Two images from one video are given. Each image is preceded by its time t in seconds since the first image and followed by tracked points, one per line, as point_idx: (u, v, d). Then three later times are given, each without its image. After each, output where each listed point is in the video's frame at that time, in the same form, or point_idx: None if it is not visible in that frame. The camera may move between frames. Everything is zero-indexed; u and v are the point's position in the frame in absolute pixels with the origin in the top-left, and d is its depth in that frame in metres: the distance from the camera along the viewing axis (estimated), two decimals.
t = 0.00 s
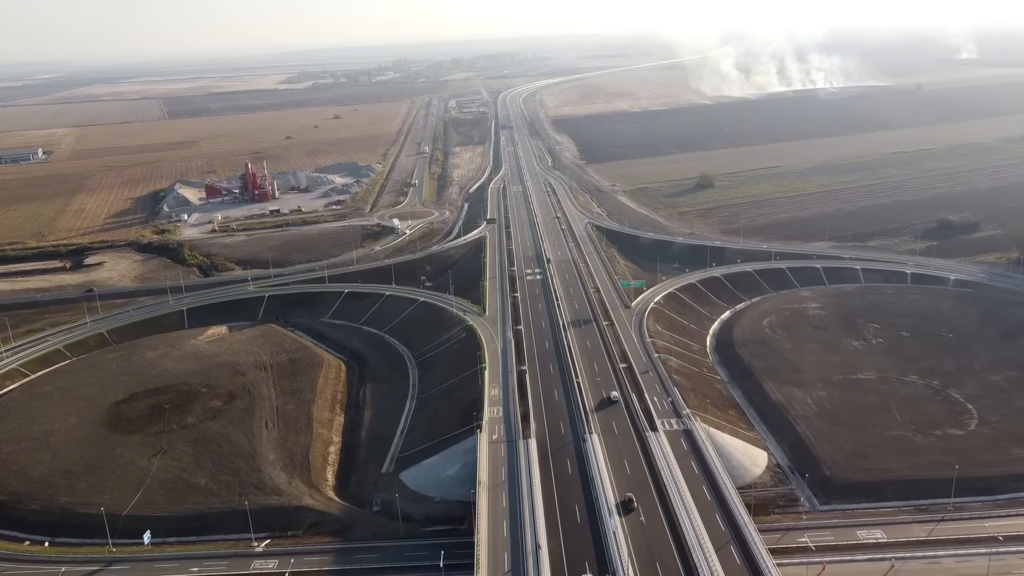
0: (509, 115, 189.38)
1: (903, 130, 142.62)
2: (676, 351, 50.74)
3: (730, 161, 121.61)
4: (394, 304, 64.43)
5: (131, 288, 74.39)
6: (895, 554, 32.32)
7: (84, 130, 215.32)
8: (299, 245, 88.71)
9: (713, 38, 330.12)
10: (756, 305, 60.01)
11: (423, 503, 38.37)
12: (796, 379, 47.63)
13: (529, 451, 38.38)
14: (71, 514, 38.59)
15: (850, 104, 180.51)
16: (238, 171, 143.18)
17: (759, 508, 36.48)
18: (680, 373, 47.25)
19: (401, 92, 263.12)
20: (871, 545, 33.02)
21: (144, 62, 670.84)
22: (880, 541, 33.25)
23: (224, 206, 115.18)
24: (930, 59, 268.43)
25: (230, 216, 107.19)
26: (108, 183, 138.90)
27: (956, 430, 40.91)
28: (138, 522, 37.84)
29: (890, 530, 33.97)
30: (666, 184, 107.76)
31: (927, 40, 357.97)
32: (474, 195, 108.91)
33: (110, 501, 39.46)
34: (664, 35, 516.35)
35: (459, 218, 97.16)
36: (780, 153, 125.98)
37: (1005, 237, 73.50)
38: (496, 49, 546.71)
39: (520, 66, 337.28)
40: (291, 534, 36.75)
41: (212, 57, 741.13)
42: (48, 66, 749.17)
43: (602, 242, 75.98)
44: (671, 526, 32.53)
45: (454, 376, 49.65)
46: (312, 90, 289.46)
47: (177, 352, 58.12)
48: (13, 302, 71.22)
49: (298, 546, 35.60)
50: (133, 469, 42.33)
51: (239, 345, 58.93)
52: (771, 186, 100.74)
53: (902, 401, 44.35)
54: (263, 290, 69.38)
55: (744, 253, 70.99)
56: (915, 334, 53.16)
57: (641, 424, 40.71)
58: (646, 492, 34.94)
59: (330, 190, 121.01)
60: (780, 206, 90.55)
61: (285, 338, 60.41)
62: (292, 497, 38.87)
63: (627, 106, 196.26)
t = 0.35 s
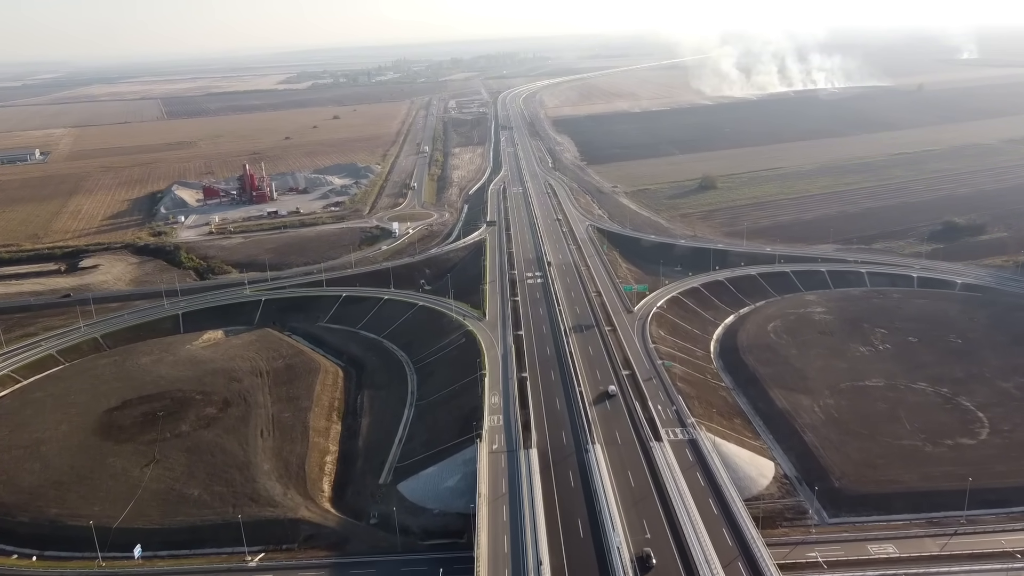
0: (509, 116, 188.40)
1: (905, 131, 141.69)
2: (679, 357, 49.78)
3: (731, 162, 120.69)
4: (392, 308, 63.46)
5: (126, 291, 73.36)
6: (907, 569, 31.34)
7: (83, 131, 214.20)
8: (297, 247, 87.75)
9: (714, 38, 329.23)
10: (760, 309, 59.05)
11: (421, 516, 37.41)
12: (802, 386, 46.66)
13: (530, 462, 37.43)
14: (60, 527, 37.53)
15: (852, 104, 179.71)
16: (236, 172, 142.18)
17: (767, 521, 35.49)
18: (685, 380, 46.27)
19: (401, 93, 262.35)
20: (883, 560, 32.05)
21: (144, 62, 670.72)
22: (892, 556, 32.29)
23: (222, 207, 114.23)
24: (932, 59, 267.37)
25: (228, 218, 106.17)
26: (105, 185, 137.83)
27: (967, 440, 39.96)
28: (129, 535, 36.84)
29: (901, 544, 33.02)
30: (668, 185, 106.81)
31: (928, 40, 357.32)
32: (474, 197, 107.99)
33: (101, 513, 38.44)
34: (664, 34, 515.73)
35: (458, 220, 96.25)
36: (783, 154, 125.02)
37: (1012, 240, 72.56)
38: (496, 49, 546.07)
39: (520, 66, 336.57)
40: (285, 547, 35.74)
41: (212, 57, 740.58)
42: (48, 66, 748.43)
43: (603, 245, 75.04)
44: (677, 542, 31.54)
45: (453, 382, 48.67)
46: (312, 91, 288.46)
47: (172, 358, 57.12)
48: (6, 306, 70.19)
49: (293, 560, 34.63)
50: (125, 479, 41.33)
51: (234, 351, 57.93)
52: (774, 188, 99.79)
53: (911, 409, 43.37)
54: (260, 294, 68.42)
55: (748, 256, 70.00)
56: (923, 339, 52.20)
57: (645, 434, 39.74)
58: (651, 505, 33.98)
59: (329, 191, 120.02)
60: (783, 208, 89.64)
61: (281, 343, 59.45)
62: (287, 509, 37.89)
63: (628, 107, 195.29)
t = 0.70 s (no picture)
0: (509, 116, 187.37)
1: (907, 131, 140.70)
2: (683, 363, 48.74)
3: (733, 163, 119.71)
4: (391, 312, 62.45)
5: (121, 295, 72.33)
6: None
7: (80, 131, 213.10)
8: (295, 250, 86.71)
9: (714, 38, 328.30)
10: (765, 314, 58.03)
11: (420, 529, 36.40)
12: (810, 394, 45.63)
13: (531, 473, 36.44)
14: (48, 541, 36.44)
15: (854, 104, 178.65)
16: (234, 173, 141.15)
17: (775, 535, 34.46)
18: (689, 388, 45.26)
19: (400, 93, 261.36)
20: None
21: (144, 62, 670.24)
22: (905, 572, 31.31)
23: (219, 209, 113.15)
24: (933, 59, 266.38)
25: (225, 220, 105.15)
26: (102, 186, 136.75)
27: (980, 450, 38.96)
28: (119, 549, 35.79)
29: (915, 560, 32.03)
30: (669, 186, 105.80)
31: (928, 40, 356.65)
32: (473, 198, 107.05)
33: (90, 526, 37.39)
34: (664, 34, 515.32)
35: (458, 221, 95.29)
36: (785, 155, 124.04)
37: (1018, 242, 71.58)
38: (497, 49, 545.54)
39: (520, 66, 335.64)
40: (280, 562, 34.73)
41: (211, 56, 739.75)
42: (49, 65, 747.44)
43: (604, 248, 74.06)
44: (683, 559, 30.55)
45: (452, 389, 47.66)
46: (311, 91, 287.38)
47: (167, 363, 56.11)
48: None
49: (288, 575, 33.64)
50: (116, 490, 40.29)
51: (230, 356, 56.92)
52: (776, 189, 98.80)
53: (921, 418, 42.35)
54: (256, 297, 67.39)
55: (751, 260, 68.98)
56: (932, 345, 51.20)
57: (649, 444, 38.74)
58: (656, 520, 32.97)
59: (327, 192, 118.99)
60: (787, 210, 88.65)
61: (278, 348, 58.45)
62: (281, 522, 36.88)
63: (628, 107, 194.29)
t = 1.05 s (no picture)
0: (509, 117, 186.29)
1: (910, 132, 139.62)
2: (688, 370, 47.75)
3: (735, 163, 118.73)
4: (389, 317, 61.49)
5: (116, 299, 71.40)
6: None
7: (79, 131, 212.19)
8: (293, 252, 85.71)
9: (715, 37, 327.25)
10: (770, 319, 57.05)
11: (418, 542, 35.44)
12: (817, 402, 44.66)
13: (533, 486, 35.51)
14: (35, 555, 35.41)
15: (857, 105, 177.55)
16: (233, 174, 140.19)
17: (784, 549, 33.50)
18: (694, 396, 44.29)
19: (400, 93, 260.29)
20: None
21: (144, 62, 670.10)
22: None
23: (217, 211, 112.15)
24: (934, 59, 265.28)
25: (222, 222, 104.16)
26: (99, 187, 135.79)
27: (992, 460, 38.01)
28: (108, 563, 34.80)
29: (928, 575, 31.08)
30: (671, 188, 104.79)
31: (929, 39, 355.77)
32: (473, 200, 106.07)
33: (80, 539, 36.39)
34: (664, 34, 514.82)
35: (458, 223, 94.31)
36: (787, 156, 123.00)
37: None
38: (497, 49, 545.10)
39: (521, 66, 334.62)
40: None
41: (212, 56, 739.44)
42: (49, 64, 747.36)
43: (605, 251, 73.06)
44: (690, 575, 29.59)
45: (451, 397, 46.71)
46: (311, 91, 286.34)
47: (161, 369, 55.15)
48: None
49: None
50: (107, 502, 39.29)
51: (226, 362, 55.95)
52: (780, 191, 97.79)
53: (932, 427, 41.37)
54: (253, 301, 66.41)
55: (755, 263, 67.97)
56: (940, 351, 50.22)
57: (653, 455, 37.79)
58: (662, 534, 32.02)
59: (326, 194, 117.99)
60: (790, 212, 87.67)
61: (275, 354, 57.49)
62: (276, 535, 35.94)
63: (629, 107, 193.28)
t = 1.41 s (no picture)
0: (509, 117, 185.29)
1: (913, 133, 138.67)
2: (692, 378, 46.74)
3: (737, 165, 117.79)
4: (388, 321, 60.49)
5: (110, 302, 70.34)
6: None
7: (77, 131, 211.27)
8: (290, 255, 84.68)
9: (715, 37, 326.53)
10: (775, 324, 56.06)
11: (417, 558, 34.41)
12: (824, 411, 43.65)
13: (535, 499, 34.49)
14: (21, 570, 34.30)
15: (858, 105, 176.55)
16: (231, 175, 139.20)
17: (794, 566, 32.43)
18: (699, 404, 43.27)
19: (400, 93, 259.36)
20: None
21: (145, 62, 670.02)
22: None
23: (214, 212, 111.11)
24: (935, 59, 264.45)
25: (220, 224, 103.13)
26: (96, 188, 134.72)
27: (1005, 472, 37.02)
28: None
29: None
30: (673, 189, 103.84)
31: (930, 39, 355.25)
32: (473, 201, 105.10)
33: (67, 554, 35.33)
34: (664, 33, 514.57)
35: (458, 226, 93.33)
36: (789, 157, 122.07)
37: None
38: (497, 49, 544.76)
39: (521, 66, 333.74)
40: None
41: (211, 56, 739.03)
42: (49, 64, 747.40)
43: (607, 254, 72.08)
44: None
45: (450, 405, 45.69)
46: (310, 91, 285.32)
47: (155, 376, 54.08)
48: None
49: None
50: (97, 515, 38.23)
51: (221, 368, 54.90)
52: (783, 193, 96.81)
53: (942, 437, 40.36)
54: (249, 306, 65.38)
55: (759, 267, 67.00)
56: (949, 357, 49.23)
57: (657, 466, 36.78)
58: (667, 550, 31.02)
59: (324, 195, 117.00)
60: (793, 214, 86.68)
61: (271, 360, 56.44)
62: (269, 550, 34.92)
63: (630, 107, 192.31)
